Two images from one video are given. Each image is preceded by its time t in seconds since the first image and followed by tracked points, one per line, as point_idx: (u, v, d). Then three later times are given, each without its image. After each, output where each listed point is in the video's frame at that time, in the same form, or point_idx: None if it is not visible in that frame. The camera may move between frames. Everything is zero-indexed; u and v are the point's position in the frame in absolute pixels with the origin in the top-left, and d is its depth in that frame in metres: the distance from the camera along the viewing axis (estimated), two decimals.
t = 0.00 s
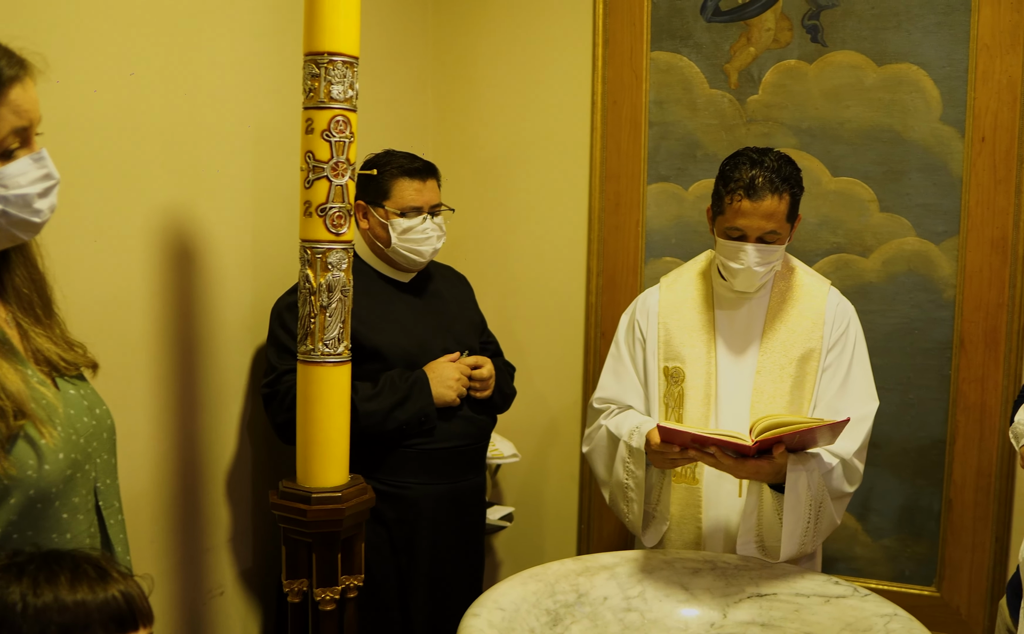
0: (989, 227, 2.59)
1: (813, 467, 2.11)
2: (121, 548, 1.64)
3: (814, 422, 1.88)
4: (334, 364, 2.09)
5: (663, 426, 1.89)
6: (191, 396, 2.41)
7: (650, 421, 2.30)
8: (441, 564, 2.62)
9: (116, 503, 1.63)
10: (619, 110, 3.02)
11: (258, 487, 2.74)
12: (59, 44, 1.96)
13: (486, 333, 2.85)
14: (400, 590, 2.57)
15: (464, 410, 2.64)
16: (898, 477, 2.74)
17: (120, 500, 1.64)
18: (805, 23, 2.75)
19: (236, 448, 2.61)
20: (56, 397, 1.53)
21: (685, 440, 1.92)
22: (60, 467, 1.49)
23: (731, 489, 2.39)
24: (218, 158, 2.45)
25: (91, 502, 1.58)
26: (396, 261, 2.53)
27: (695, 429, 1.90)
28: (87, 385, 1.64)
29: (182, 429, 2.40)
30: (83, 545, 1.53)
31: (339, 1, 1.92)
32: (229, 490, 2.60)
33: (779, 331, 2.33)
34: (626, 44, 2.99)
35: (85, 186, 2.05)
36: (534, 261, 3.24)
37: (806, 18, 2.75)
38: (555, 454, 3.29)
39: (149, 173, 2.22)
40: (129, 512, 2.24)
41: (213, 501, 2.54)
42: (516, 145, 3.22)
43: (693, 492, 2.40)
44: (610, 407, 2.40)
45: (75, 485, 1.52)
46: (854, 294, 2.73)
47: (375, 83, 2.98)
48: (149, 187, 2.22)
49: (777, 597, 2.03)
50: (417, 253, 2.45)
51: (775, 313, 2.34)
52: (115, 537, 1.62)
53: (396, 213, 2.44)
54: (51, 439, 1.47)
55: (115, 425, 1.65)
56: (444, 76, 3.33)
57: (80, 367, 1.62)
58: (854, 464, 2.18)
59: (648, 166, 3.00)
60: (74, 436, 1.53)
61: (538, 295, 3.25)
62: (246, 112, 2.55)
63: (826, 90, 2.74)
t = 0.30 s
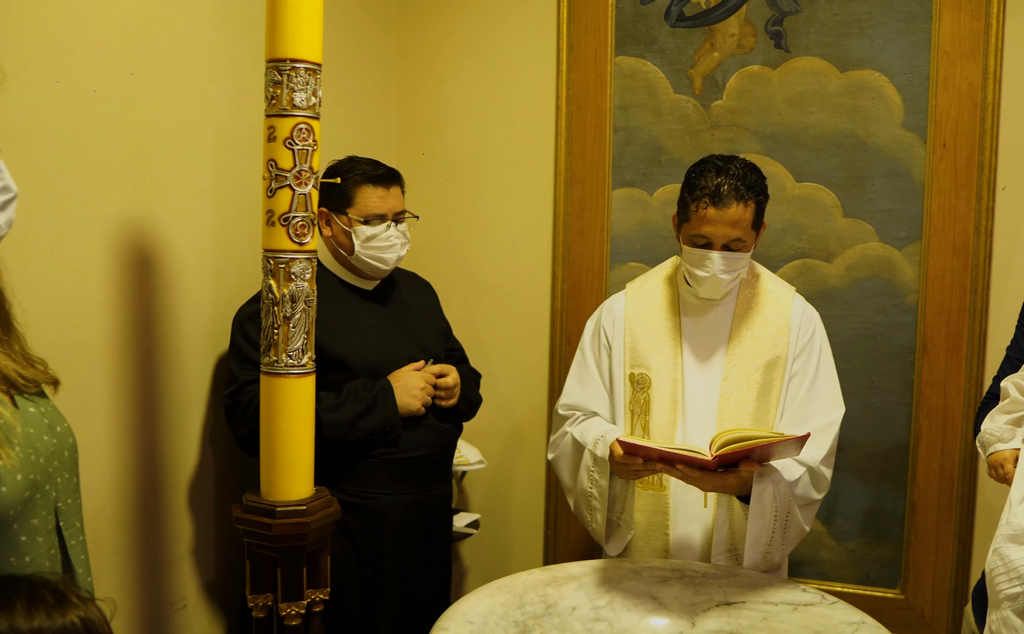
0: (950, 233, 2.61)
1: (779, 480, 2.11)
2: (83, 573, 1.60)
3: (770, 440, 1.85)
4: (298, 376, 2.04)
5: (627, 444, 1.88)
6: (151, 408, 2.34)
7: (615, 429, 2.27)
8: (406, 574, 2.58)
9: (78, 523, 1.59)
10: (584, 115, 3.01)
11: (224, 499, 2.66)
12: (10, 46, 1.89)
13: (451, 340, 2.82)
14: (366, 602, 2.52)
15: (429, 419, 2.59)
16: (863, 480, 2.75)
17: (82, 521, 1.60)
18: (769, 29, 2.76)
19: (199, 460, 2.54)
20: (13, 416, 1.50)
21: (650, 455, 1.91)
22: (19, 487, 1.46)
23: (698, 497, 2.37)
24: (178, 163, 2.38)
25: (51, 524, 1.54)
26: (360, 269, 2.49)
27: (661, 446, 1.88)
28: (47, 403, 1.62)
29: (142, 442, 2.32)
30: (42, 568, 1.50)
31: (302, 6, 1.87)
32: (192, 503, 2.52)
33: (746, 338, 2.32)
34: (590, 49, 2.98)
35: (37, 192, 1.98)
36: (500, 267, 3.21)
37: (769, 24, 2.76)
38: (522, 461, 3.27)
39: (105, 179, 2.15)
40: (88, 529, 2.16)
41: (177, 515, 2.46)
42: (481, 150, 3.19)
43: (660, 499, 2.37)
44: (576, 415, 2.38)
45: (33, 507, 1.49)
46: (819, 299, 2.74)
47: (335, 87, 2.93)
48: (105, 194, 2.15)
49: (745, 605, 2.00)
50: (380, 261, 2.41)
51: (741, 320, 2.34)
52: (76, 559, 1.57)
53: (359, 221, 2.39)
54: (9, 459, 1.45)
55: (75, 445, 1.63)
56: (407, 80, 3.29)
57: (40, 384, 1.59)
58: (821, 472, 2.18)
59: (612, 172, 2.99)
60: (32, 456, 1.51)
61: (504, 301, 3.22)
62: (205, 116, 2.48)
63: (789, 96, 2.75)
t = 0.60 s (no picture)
0: (920, 237, 2.61)
1: (755, 484, 2.09)
2: (43, 591, 1.63)
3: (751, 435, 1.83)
4: (264, 387, 1.96)
5: (604, 444, 1.84)
6: (113, 419, 2.26)
7: (588, 436, 2.23)
8: (377, 586, 2.51)
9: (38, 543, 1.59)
10: (554, 119, 2.97)
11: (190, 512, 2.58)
12: None
13: (420, 347, 2.77)
14: (336, 615, 2.45)
15: (399, 428, 2.53)
16: (835, 485, 2.75)
17: (41, 542, 1.62)
18: (740, 33, 2.75)
19: (164, 472, 2.45)
20: None
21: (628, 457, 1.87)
22: None
23: (672, 505, 2.32)
24: (140, 167, 2.30)
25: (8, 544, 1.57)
26: (327, 276, 2.43)
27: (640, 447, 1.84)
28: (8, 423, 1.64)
29: (104, 454, 2.24)
30: None
31: (267, 10, 1.81)
32: (158, 516, 2.44)
33: (719, 344, 2.30)
34: (560, 52, 2.95)
35: None
36: (471, 272, 3.17)
37: (740, 28, 2.75)
38: (494, 468, 3.22)
39: (64, 184, 2.07)
40: (47, 547, 2.08)
41: (141, 529, 2.38)
42: (451, 154, 3.15)
43: (633, 508, 2.32)
44: (547, 422, 2.34)
45: None
46: (790, 303, 2.73)
47: (300, 89, 2.88)
48: (62, 199, 2.07)
49: (720, 615, 1.96)
50: (348, 268, 2.36)
51: (714, 326, 2.32)
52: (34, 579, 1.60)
53: (326, 227, 2.33)
54: None
55: (35, 464, 1.64)
56: (376, 83, 3.23)
57: None
58: (796, 478, 2.15)
59: (583, 175, 2.96)
60: None
61: (475, 307, 3.18)
62: (169, 118, 2.41)
63: (760, 100, 2.74)
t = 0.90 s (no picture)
0: (894, 243, 2.60)
1: (731, 493, 2.05)
2: None
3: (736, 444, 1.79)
4: (231, 402, 1.88)
5: (582, 450, 1.78)
6: (73, 432, 2.16)
7: (563, 446, 2.19)
8: (350, 603, 2.42)
9: None
10: (526, 123, 2.93)
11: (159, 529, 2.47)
12: None
13: (392, 354, 2.70)
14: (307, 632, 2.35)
15: (370, 439, 2.44)
16: (810, 492, 2.73)
17: None
18: (713, 37, 2.72)
19: (128, 488, 2.35)
20: None
21: (608, 465, 1.83)
22: None
23: (648, 515, 2.26)
24: (100, 171, 2.21)
25: None
26: (296, 284, 2.36)
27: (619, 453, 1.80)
28: None
29: (64, 470, 2.14)
30: None
31: (232, 13, 1.74)
32: (122, 533, 2.34)
33: (695, 352, 2.26)
34: (532, 55, 2.90)
35: None
36: (442, 278, 3.11)
37: (713, 32, 2.72)
38: (466, 477, 3.16)
39: (20, 189, 1.98)
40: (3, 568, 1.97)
41: (104, 547, 2.28)
42: (421, 157, 3.09)
43: (608, 519, 2.27)
44: (521, 432, 2.28)
45: None
46: (765, 309, 2.71)
47: (265, 91, 2.80)
48: (19, 204, 1.98)
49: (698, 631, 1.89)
50: (317, 276, 2.29)
51: (689, 334, 2.28)
52: None
53: (294, 234, 2.26)
54: None
55: None
56: (345, 85, 3.16)
57: None
58: (772, 488, 2.12)
59: (555, 180, 2.92)
60: None
61: (447, 314, 3.12)
62: (132, 120, 2.32)
63: (734, 104, 2.72)
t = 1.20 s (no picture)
0: (871, 247, 2.59)
1: (708, 500, 1.99)
2: None
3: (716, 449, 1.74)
4: (196, 416, 1.78)
5: (556, 459, 1.73)
6: (31, 447, 2.06)
7: (539, 455, 2.13)
8: (321, 621, 2.31)
9: None
10: (498, 126, 2.88)
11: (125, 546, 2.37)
12: None
13: (363, 362, 2.62)
14: None
15: (341, 451, 2.35)
16: (787, 498, 2.70)
17: None
18: (688, 39, 2.69)
19: (90, 504, 2.25)
20: None
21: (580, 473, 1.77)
22: None
23: (625, 526, 2.19)
24: (60, 173, 2.12)
25: None
26: (265, 292, 2.28)
27: (589, 461, 1.74)
28: None
29: (22, 487, 2.04)
30: None
31: (196, 15, 1.65)
32: (84, 551, 2.23)
33: (672, 360, 2.22)
34: (505, 56, 2.85)
35: None
36: (414, 283, 3.04)
37: (688, 34, 2.69)
38: (439, 487, 3.10)
39: None
40: None
41: (65, 567, 2.17)
42: (392, 160, 3.02)
43: (585, 530, 2.20)
44: (496, 442, 2.23)
45: None
46: (741, 314, 2.68)
47: (232, 92, 2.72)
48: None
49: None
50: (287, 283, 2.21)
51: (667, 341, 2.25)
52: None
53: (263, 241, 2.19)
54: None
55: None
56: (314, 86, 3.09)
57: None
58: (751, 496, 2.08)
59: (529, 183, 2.87)
60: None
61: (419, 320, 3.05)
62: (93, 121, 2.23)
63: (709, 107, 2.69)
